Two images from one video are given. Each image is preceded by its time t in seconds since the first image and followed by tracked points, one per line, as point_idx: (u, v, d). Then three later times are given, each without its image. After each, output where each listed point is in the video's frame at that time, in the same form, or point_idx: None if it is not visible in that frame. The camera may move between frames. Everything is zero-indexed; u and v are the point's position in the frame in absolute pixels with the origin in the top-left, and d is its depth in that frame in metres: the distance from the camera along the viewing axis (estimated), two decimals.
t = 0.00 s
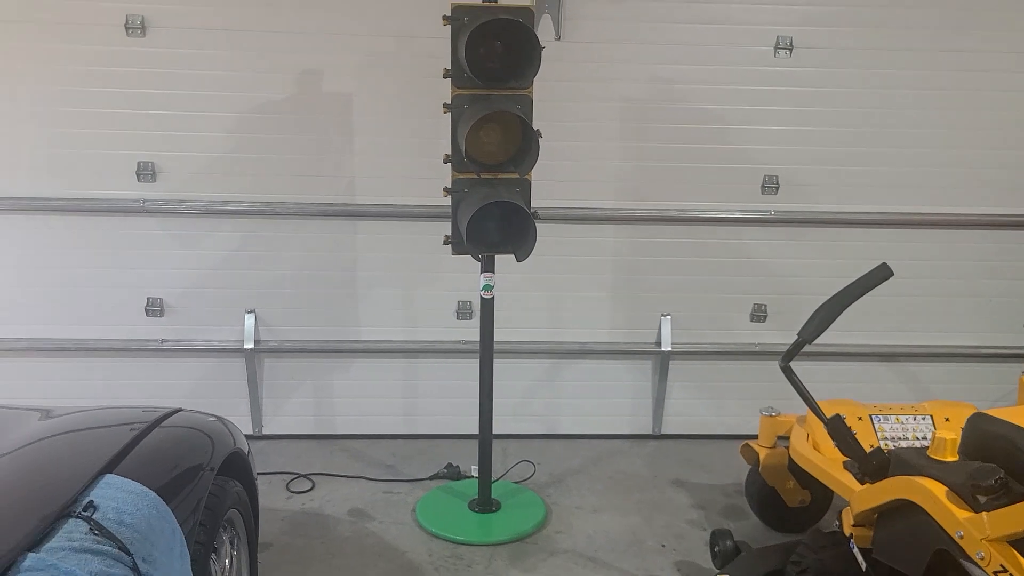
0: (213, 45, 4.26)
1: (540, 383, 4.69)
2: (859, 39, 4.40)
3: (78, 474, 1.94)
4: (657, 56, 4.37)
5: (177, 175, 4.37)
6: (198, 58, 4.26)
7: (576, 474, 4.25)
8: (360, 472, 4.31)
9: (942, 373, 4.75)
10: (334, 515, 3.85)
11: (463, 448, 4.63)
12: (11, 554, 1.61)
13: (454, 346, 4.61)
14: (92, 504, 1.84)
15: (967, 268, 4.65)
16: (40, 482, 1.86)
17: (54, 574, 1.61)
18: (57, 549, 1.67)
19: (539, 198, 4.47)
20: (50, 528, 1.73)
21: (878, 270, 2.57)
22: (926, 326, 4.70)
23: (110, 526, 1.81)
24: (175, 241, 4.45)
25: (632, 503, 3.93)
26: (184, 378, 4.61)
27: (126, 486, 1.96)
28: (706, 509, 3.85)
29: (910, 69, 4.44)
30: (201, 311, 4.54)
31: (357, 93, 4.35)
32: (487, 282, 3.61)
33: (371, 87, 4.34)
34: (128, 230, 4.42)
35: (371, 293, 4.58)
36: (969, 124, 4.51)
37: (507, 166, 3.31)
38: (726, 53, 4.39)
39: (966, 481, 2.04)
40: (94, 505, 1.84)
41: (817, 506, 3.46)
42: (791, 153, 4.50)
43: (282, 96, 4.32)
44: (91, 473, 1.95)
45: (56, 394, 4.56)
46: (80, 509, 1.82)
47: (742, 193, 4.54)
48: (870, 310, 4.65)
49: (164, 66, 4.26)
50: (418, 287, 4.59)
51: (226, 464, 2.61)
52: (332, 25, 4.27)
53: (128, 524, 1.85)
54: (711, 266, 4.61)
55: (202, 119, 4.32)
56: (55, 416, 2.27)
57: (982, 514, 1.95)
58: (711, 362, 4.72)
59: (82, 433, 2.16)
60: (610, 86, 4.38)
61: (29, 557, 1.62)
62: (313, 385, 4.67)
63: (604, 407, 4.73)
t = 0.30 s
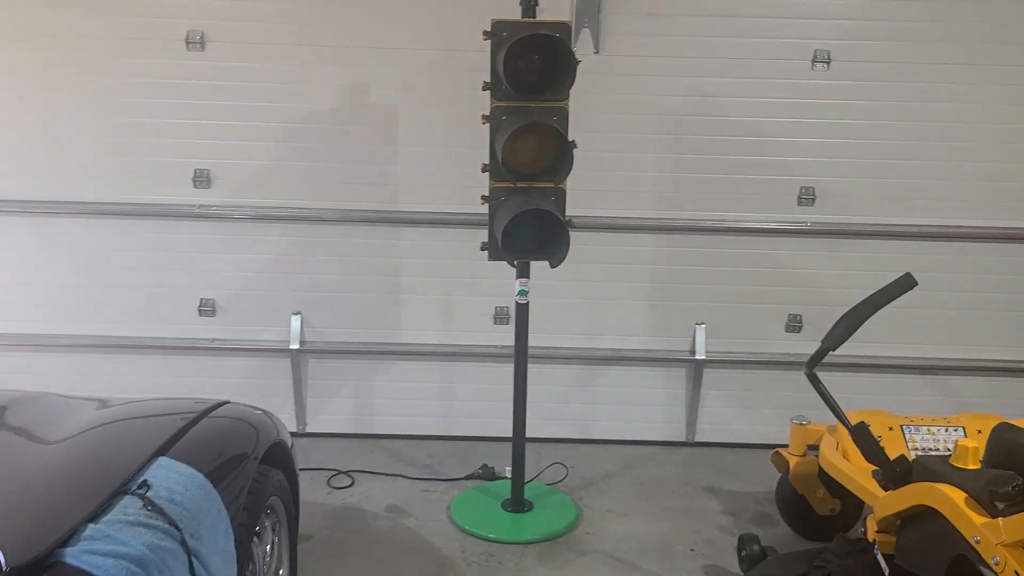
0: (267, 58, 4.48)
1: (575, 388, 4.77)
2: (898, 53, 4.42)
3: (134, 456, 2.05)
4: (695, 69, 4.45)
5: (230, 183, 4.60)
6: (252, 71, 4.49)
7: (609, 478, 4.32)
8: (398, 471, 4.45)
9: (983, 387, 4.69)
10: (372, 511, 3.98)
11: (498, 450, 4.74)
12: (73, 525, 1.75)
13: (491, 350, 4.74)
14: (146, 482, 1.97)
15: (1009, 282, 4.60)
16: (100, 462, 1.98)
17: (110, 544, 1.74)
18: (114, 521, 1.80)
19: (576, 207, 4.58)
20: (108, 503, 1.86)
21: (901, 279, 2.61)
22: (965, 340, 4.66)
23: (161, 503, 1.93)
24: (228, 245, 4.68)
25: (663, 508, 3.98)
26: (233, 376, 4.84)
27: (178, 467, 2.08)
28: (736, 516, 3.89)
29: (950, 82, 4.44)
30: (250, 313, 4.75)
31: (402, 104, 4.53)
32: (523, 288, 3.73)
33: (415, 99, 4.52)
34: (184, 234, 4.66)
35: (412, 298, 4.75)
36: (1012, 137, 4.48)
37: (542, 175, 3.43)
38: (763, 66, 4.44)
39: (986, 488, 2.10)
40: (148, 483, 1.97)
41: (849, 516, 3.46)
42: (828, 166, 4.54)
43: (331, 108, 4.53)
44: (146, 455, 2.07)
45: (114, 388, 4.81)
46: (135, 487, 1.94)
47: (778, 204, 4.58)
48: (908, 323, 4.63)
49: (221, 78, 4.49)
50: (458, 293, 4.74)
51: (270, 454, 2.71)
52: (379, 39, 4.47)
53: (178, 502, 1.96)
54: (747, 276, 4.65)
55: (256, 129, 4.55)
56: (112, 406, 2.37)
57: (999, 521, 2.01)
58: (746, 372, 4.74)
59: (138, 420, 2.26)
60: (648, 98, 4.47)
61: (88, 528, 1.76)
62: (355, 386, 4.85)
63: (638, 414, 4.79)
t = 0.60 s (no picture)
0: (308, 52, 4.64)
1: (601, 379, 4.84)
2: (931, 50, 4.41)
3: (171, 420, 2.15)
4: (726, 64, 4.48)
5: (271, 173, 4.78)
6: (293, 65, 4.65)
7: (632, 467, 4.38)
8: (426, 455, 4.57)
9: (1008, 386, 4.70)
10: (400, 492, 4.07)
11: (524, 438, 4.83)
12: (115, 478, 1.83)
13: (520, 339, 4.84)
14: (181, 444, 2.06)
15: None
16: (139, 424, 2.07)
17: (147, 497, 1.83)
18: (151, 477, 1.89)
19: (606, 200, 4.64)
20: (147, 461, 1.95)
21: (915, 271, 2.84)
22: (996, 339, 4.66)
23: (196, 464, 2.02)
24: (268, 234, 4.85)
25: (685, 497, 4.03)
26: (270, 360, 5.01)
27: (211, 433, 2.18)
28: (758, 507, 3.92)
29: (986, 80, 4.42)
30: (288, 299, 4.92)
31: (437, 98, 4.65)
32: (549, 277, 3.82)
33: (450, 92, 4.64)
34: (225, 221, 4.85)
35: (444, 287, 4.86)
36: None
37: (570, 166, 3.50)
38: (795, 61, 4.46)
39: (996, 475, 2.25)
40: (183, 445, 2.06)
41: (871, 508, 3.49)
42: (859, 162, 4.54)
43: (368, 100, 4.67)
44: (182, 420, 2.18)
45: (156, 369, 5.01)
46: (171, 448, 2.04)
47: (808, 200, 4.59)
48: (938, 320, 4.64)
49: (263, 71, 4.66)
50: (488, 283, 4.85)
51: (299, 428, 2.82)
52: (415, 34, 4.59)
53: (211, 464, 2.06)
54: (776, 271, 4.67)
55: (296, 121, 4.71)
56: (148, 379, 2.49)
57: (1007, 506, 2.16)
58: (773, 367, 4.76)
59: (173, 391, 2.36)
60: (679, 93, 4.52)
61: (127, 482, 1.85)
62: (386, 372, 4.98)
63: (663, 406, 4.84)
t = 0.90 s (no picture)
0: (313, 58, 4.69)
1: (603, 382, 4.88)
2: (930, 57, 4.45)
3: (180, 422, 2.20)
4: (727, 70, 4.52)
5: (277, 177, 4.84)
6: (299, 70, 4.71)
7: (634, 469, 4.42)
8: (429, 456, 4.62)
9: (1007, 390, 4.74)
10: (404, 493, 4.11)
11: (526, 440, 4.87)
12: (126, 478, 1.89)
13: (523, 342, 4.89)
14: (191, 445, 2.12)
15: None
16: (149, 425, 2.13)
17: (157, 496, 1.88)
18: (161, 477, 1.95)
19: (609, 204, 4.69)
20: (157, 461, 2.00)
21: (913, 277, 2.88)
22: (995, 343, 4.69)
23: (205, 464, 2.07)
24: (274, 237, 4.91)
25: (686, 498, 4.07)
26: (275, 362, 5.06)
27: (219, 434, 2.23)
28: (758, 508, 3.96)
29: (986, 87, 4.46)
30: (294, 302, 4.98)
31: (442, 103, 4.70)
32: (552, 281, 3.85)
33: (455, 97, 4.69)
34: (231, 225, 4.91)
35: (448, 290, 4.92)
36: None
37: (572, 171, 3.55)
38: (796, 68, 4.51)
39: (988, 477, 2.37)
40: (193, 446, 2.11)
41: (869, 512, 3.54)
42: (859, 167, 4.58)
43: (373, 105, 4.73)
44: (190, 421, 2.23)
45: (162, 370, 5.07)
46: (181, 448, 2.09)
47: (809, 205, 4.64)
48: (937, 324, 4.69)
49: (269, 77, 4.72)
50: (492, 286, 4.90)
51: (305, 429, 2.88)
52: (420, 40, 4.65)
53: (219, 464, 2.11)
54: (777, 275, 4.71)
55: (301, 126, 4.77)
56: (156, 381, 2.54)
57: (999, 509, 2.29)
58: (773, 370, 4.80)
59: (182, 393, 2.42)
60: (680, 99, 4.56)
61: (139, 481, 1.90)
62: (391, 374, 5.03)
63: (664, 408, 4.88)
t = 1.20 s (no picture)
0: (311, 63, 4.71)
1: (601, 385, 4.89)
2: (924, 62, 4.48)
3: (176, 426, 2.21)
4: (723, 75, 4.55)
5: (274, 181, 4.85)
6: (296, 75, 4.73)
7: (631, 472, 4.44)
8: (427, 459, 4.63)
9: (1002, 392, 4.76)
10: (402, 496, 4.12)
11: (524, 443, 4.89)
12: (122, 481, 1.90)
13: (520, 345, 4.91)
14: (187, 448, 2.13)
15: None
16: (145, 429, 2.14)
17: (153, 499, 1.89)
18: (158, 480, 1.96)
19: (605, 208, 4.71)
20: (154, 464, 2.01)
21: (905, 279, 2.92)
22: (990, 345, 4.72)
23: (201, 467, 2.09)
24: (273, 241, 4.93)
25: (682, 500, 4.09)
26: (273, 366, 5.07)
27: (215, 437, 2.24)
28: (754, 511, 3.97)
29: (980, 91, 4.48)
30: (292, 305, 4.99)
31: (439, 107, 4.72)
32: (548, 284, 3.87)
33: (451, 102, 4.71)
34: (229, 229, 4.92)
35: (445, 293, 4.93)
36: None
37: (568, 175, 3.56)
38: (791, 72, 4.53)
39: (979, 479, 2.43)
40: (189, 449, 2.13)
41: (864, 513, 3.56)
42: (854, 171, 4.61)
43: (370, 110, 4.75)
44: (187, 425, 2.24)
45: (160, 373, 5.07)
46: (178, 452, 2.10)
47: (804, 209, 4.66)
48: (932, 327, 4.71)
49: (266, 82, 4.74)
50: (489, 289, 4.91)
51: (302, 432, 2.89)
52: (417, 45, 4.67)
53: (216, 467, 2.13)
54: (773, 278, 4.73)
55: (299, 130, 4.79)
56: (153, 385, 2.55)
57: (991, 510, 2.34)
58: (769, 373, 4.82)
59: (178, 396, 2.43)
60: (676, 103, 4.58)
61: (135, 484, 1.92)
62: (389, 378, 5.04)
63: (662, 411, 4.90)
